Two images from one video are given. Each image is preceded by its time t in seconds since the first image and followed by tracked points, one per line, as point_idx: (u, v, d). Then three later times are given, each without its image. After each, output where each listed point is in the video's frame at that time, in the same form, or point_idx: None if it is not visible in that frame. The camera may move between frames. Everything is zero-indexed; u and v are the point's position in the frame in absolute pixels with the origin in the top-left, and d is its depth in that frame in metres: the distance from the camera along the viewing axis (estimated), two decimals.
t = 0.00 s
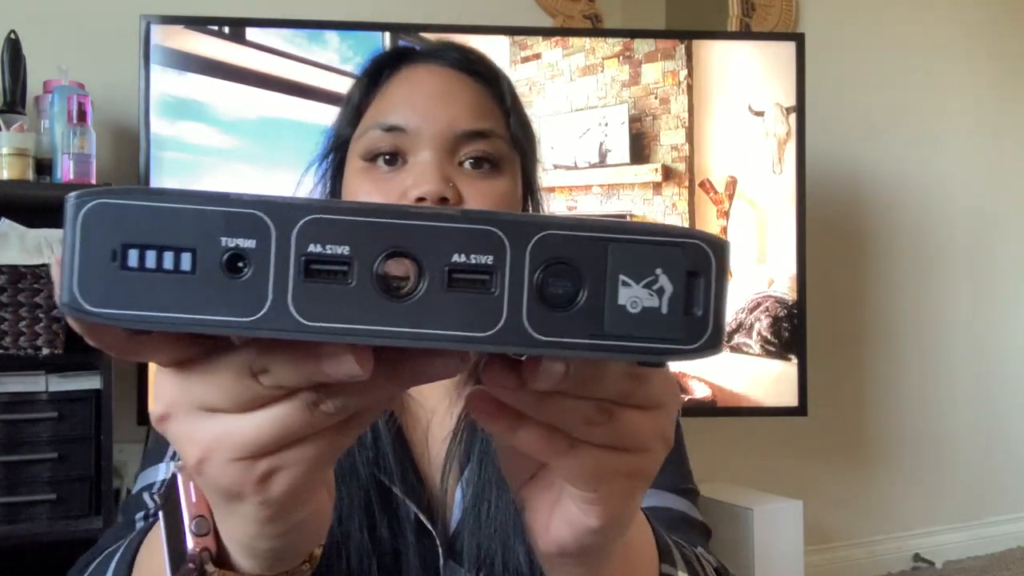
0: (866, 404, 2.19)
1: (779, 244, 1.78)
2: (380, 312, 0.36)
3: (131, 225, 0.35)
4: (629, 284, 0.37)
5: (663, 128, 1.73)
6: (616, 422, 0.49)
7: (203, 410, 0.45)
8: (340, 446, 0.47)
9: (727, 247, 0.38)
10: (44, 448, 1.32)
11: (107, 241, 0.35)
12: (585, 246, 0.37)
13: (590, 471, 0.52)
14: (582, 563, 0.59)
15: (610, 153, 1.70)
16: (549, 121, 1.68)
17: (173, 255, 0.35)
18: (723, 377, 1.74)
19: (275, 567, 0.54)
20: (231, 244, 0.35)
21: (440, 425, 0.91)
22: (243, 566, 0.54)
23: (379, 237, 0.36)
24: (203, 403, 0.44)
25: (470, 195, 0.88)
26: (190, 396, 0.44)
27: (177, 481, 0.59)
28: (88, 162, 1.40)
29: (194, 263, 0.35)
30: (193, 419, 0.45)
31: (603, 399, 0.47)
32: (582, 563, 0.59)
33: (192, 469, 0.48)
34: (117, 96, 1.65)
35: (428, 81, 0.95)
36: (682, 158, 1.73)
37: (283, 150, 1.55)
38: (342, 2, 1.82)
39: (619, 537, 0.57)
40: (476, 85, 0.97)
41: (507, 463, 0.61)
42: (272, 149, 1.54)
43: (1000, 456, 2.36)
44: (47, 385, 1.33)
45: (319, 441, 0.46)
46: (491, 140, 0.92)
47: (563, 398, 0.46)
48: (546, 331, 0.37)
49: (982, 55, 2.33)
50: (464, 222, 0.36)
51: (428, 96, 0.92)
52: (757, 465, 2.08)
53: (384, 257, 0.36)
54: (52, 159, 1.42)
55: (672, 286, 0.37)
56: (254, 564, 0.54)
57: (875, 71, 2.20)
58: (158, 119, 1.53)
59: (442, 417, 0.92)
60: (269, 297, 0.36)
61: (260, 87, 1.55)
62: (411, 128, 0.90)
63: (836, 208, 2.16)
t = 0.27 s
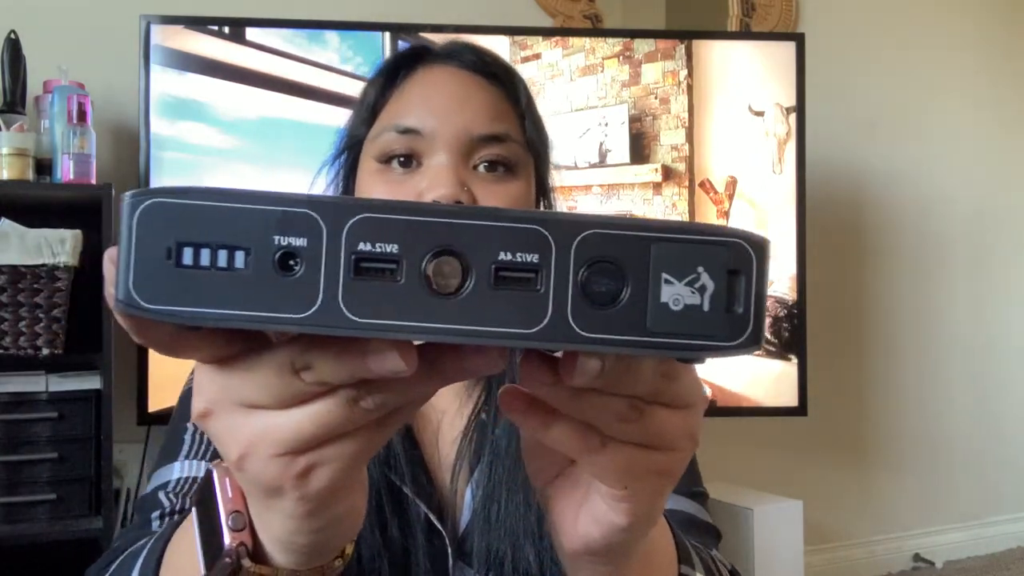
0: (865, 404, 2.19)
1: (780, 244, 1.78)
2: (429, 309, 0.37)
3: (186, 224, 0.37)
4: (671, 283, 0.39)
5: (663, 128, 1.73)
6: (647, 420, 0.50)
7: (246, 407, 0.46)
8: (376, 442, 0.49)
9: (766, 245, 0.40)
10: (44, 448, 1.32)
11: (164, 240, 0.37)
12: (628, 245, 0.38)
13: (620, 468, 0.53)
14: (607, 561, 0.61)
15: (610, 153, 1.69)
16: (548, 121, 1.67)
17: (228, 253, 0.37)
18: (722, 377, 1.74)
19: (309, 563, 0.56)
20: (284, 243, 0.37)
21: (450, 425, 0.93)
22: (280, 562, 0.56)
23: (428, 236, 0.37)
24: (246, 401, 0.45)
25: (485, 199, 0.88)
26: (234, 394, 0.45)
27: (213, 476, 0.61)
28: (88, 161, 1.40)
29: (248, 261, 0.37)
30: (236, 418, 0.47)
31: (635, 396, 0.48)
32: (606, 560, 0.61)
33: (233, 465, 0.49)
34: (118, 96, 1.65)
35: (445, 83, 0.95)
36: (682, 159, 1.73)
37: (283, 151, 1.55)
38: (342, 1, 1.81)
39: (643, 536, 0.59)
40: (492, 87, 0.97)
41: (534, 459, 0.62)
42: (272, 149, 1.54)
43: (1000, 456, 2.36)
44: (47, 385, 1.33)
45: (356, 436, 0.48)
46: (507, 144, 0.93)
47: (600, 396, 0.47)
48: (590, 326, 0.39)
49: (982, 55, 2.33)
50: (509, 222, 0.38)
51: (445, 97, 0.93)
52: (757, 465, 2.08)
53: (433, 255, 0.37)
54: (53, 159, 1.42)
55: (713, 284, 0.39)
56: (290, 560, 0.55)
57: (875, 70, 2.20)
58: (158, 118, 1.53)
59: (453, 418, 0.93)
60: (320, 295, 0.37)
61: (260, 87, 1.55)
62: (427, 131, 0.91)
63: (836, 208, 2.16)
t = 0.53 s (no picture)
0: (866, 404, 2.19)
1: (780, 245, 1.78)
2: (434, 315, 0.38)
3: (195, 235, 0.38)
4: (672, 285, 0.39)
5: (663, 128, 1.73)
6: (653, 415, 0.50)
7: (256, 407, 0.46)
8: (386, 439, 0.49)
9: (770, 247, 0.40)
10: (44, 448, 1.32)
11: (174, 251, 0.38)
12: (630, 249, 0.39)
13: (625, 462, 0.53)
14: (612, 555, 0.61)
15: (610, 153, 1.69)
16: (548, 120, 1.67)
17: (237, 263, 0.38)
18: (722, 377, 1.74)
19: (321, 557, 0.57)
20: (290, 252, 0.38)
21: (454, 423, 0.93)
22: (291, 556, 0.56)
23: (432, 243, 0.38)
24: (256, 401, 0.46)
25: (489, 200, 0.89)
26: (243, 395, 0.46)
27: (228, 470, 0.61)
28: (88, 162, 1.40)
29: (256, 270, 0.38)
30: (246, 417, 0.47)
31: (641, 392, 0.48)
32: (613, 554, 0.61)
33: (245, 462, 0.50)
34: (118, 96, 1.65)
35: (448, 85, 0.95)
36: (682, 159, 1.73)
37: (283, 152, 1.55)
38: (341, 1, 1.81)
39: (650, 529, 0.59)
40: (495, 88, 0.97)
41: (543, 456, 0.65)
42: (273, 150, 1.54)
43: (999, 456, 2.36)
44: (47, 385, 1.33)
45: (365, 435, 0.48)
46: (510, 145, 0.93)
47: (607, 392, 0.47)
48: (591, 329, 0.39)
49: (982, 55, 2.33)
50: (512, 228, 0.39)
51: (448, 98, 0.93)
52: (757, 465, 2.08)
53: (437, 261, 0.38)
54: (53, 159, 1.42)
55: (714, 286, 0.39)
56: (301, 553, 0.56)
57: (874, 70, 2.20)
58: (158, 119, 1.53)
59: (457, 417, 0.94)
60: (326, 302, 0.38)
61: (261, 88, 1.55)
62: (430, 133, 0.91)
63: (836, 208, 2.16)
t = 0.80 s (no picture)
0: (866, 404, 2.19)
1: (781, 245, 1.78)
2: (437, 307, 0.38)
3: (200, 236, 0.38)
4: (670, 267, 0.39)
5: (663, 128, 1.73)
6: (656, 396, 0.50)
7: (266, 404, 0.46)
8: (396, 431, 0.49)
9: (763, 224, 0.40)
10: (44, 448, 1.32)
11: (180, 253, 0.38)
12: (628, 234, 0.39)
13: (631, 445, 0.53)
14: (620, 542, 0.61)
15: (610, 153, 1.69)
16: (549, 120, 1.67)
17: (242, 263, 0.38)
18: (722, 377, 1.74)
19: (336, 550, 0.57)
20: (294, 249, 0.38)
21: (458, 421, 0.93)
22: (306, 549, 0.56)
23: (432, 236, 0.38)
24: (266, 397, 0.46)
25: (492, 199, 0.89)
26: (253, 392, 0.46)
27: (240, 467, 0.61)
28: (88, 161, 1.40)
29: (261, 268, 0.38)
30: (257, 414, 0.47)
31: (642, 373, 0.48)
32: (620, 540, 0.61)
33: (258, 458, 0.49)
34: (118, 96, 1.65)
35: (449, 85, 0.95)
36: (682, 158, 1.73)
37: (284, 151, 1.55)
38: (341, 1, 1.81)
39: (658, 512, 0.59)
40: (495, 88, 0.97)
41: (550, 442, 0.65)
42: (273, 147, 1.54)
43: (999, 456, 2.36)
44: (47, 385, 1.33)
45: (375, 428, 0.48)
46: (511, 145, 0.93)
47: (609, 374, 0.47)
48: (592, 314, 0.39)
49: (982, 55, 2.33)
50: (511, 217, 0.39)
51: (449, 98, 0.93)
52: (757, 465, 2.08)
53: (439, 252, 0.38)
54: (53, 159, 1.42)
55: (711, 266, 0.39)
56: (316, 546, 0.56)
57: (874, 70, 2.20)
58: (158, 118, 1.53)
59: (460, 416, 0.93)
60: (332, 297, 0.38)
61: (261, 87, 1.55)
62: (431, 134, 0.91)
63: (836, 208, 2.16)
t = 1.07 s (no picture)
0: (866, 403, 2.19)
1: (781, 245, 1.78)
2: (444, 314, 0.38)
3: (207, 252, 0.38)
4: (673, 267, 0.39)
5: (663, 128, 1.72)
6: (661, 394, 0.50)
7: (274, 414, 0.46)
8: (404, 435, 0.49)
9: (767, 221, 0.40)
10: (44, 448, 1.32)
11: (187, 268, 0.38)
12: (632, 236, 0.39)
13: (637, 442, 0.53)
14: (626, 538, 0.61)
15: (610, 153, 1.69)
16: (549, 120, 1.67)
17: (248, 277, 0.38)
18: (723, 377, 1.74)
19: (346, 554, 0.57)
20: (301, 262, 0.38)
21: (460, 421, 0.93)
22: (316, 554, 0.56)
23: (437, 244, 0.38)
24: (274, 406, 0.46)
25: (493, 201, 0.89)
26: (261, 402, 0.46)
27: (249, 474, 0.61)
28: (88, 162, 1.40)
29: (268, 281, 0.38)
30: (266, 423, 0.47)
31: (647, 371, 0.48)
32: (627, 536, 0.61)
33: (267, 467, 0.49)
34: (118, 96, 1.65)
35: (451, 86, 0.95)
36: (682, 159, 1.73)
37: (286, 150, 1.55)
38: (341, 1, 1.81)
39: (665, 507, 0.59)
40: (497, 89, 0.97)
41: (553, 442, 0.64)
42: (274, 147, 1.54)
43: (1000, 456, 2.36)
44: (47, 385, 1.33)
45: (383, 432, 0.48)
46: (513, 146, 0.93)
47: (614, 373, 0.47)
48: (598, 316, 0.39)
49: (982, 55, 2.33)
50: (514, 224, 0.39)
51: (451, 100, 0.93)
52: (758, 465, 2.08)
53: (444, 259, 0.38)
54: (53, 159, 1.42)
55: (714, 265, 0.40)
56: (327, 551, 0.56)
57: (874, 70, 2.20)
58: (159, 119, 1.53)
59: (462, 416, 0.93)
60: (339, 307, 0.38)
61: (261, 87, 1.55)
62: (433, 135, 0.91)
63: (836, 209, 2.16)
